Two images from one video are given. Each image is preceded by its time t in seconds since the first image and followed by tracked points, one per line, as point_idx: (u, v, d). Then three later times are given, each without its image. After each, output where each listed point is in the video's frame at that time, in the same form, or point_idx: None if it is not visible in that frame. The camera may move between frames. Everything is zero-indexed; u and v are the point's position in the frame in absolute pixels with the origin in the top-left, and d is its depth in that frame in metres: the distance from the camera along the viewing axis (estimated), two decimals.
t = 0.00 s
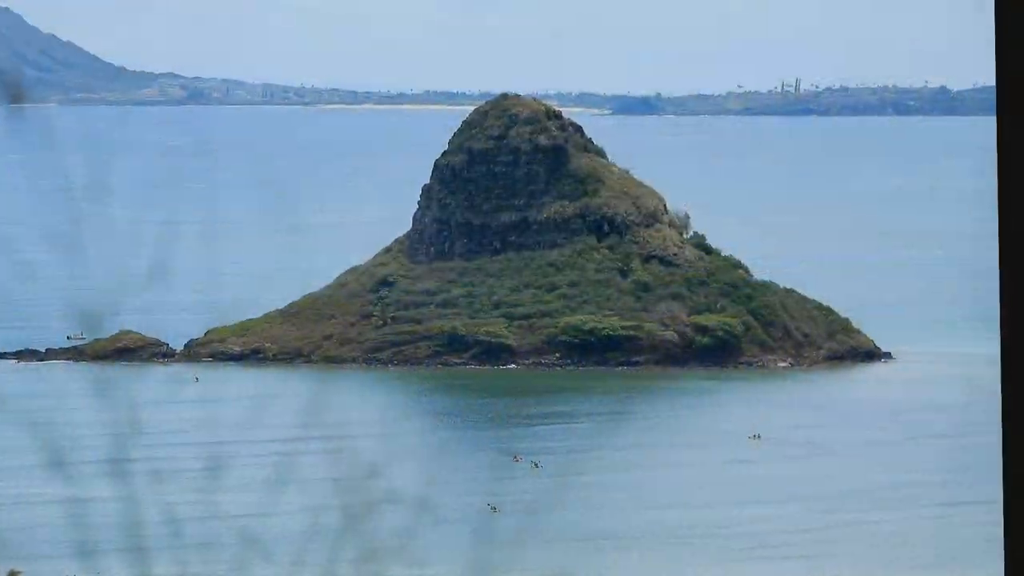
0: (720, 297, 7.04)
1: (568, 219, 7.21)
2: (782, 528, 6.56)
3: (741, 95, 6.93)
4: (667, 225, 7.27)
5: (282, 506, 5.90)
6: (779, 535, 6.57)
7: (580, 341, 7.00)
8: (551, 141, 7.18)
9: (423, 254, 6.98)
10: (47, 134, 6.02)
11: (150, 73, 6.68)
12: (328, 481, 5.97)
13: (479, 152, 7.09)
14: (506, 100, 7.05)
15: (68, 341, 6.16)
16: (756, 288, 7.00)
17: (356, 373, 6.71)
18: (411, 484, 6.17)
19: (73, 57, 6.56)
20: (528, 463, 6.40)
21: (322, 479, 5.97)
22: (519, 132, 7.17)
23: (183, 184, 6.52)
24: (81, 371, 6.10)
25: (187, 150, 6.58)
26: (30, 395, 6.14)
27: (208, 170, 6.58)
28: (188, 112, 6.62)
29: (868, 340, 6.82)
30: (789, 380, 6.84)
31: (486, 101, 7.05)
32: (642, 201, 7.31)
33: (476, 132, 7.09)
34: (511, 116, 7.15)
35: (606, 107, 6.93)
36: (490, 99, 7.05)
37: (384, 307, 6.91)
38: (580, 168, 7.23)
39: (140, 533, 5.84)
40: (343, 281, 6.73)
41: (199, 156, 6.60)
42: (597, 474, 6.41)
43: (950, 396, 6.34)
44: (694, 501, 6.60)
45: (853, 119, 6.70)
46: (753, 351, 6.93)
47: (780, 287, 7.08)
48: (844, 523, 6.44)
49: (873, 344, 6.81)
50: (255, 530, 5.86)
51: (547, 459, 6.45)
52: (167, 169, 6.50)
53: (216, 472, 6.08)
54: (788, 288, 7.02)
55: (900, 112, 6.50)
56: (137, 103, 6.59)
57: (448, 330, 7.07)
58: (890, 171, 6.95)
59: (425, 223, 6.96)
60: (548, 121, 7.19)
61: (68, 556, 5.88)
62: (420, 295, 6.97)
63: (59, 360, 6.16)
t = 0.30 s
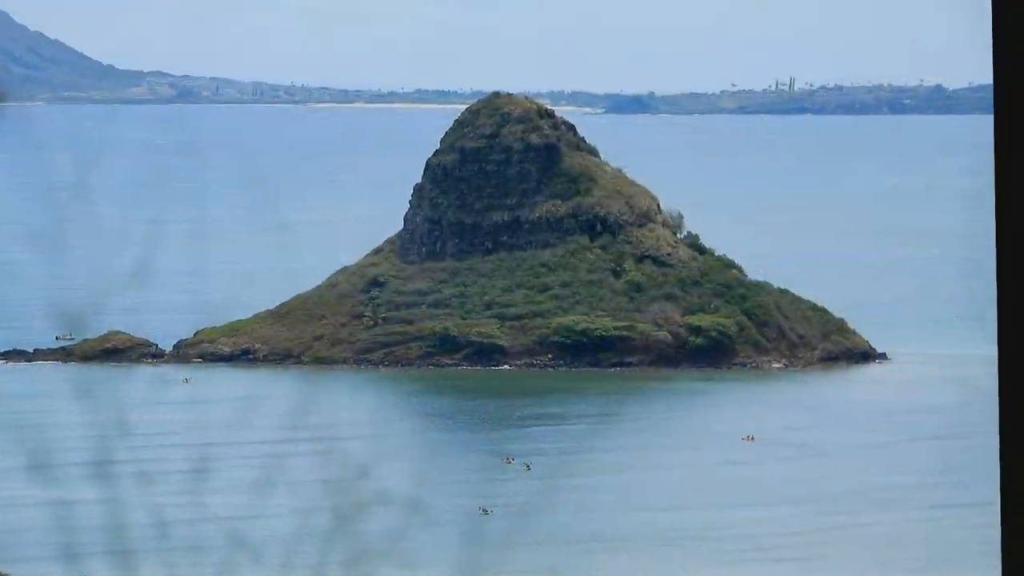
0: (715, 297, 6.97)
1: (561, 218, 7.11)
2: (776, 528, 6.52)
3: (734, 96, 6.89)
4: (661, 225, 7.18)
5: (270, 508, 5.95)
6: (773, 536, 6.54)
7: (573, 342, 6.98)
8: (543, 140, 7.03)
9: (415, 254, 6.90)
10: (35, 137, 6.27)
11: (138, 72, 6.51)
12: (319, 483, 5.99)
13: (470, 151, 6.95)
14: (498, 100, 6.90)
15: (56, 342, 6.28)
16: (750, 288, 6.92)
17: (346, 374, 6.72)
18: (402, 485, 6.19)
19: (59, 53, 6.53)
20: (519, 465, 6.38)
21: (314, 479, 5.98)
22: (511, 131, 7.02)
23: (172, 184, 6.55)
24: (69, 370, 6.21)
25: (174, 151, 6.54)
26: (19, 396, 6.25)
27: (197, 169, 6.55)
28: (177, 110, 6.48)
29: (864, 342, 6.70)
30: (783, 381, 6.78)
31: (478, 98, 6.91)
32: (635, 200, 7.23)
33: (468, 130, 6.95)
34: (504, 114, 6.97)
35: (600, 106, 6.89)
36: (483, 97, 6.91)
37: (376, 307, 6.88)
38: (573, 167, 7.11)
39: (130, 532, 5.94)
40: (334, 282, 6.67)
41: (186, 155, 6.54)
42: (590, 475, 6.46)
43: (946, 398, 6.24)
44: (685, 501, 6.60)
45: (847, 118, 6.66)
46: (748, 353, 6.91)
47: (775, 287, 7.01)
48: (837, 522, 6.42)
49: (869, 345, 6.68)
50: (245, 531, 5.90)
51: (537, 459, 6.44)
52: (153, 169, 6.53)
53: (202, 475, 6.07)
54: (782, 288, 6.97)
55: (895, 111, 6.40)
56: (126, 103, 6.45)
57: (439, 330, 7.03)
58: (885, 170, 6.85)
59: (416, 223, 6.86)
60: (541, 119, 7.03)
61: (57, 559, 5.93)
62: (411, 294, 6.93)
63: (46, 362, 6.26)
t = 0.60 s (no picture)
0: (708, 296, 7.43)
1: (551, 218, 7.50)
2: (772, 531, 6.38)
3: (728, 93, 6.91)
4: (652, 224, 7.74)
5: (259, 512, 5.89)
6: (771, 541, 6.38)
7: (565, 342, 7.32)
8: (535, 138, 7.54)
9: (404, 254, 7.28)
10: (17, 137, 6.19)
11: (125, 70, 6.56)
12: (306, 486, 5.93)
13: (459, 152, 7.31)
14: (487, 100, 7.39)
15: (40, 343, 6.18)
16: (740, 289, 7.29)
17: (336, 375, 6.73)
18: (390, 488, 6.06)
19: (47, 52, 6.66)
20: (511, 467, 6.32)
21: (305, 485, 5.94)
22: (502, 129, 7.45)
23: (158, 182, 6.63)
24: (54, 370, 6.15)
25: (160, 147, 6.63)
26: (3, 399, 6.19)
27: (183, 169, 6.67)
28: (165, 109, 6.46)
29: (857, 342, 6.77)
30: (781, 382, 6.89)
31: (467, 98, 7.38)
32: (627, 201, 7.86)
33: (458, 129, 7.38)
34: (494, 113, 7.42)
35: (592, 104, 6.93)
36: (473, 97, 7.38)
37: (364, 309, 7.10)
38: (563, 167, 7.59)
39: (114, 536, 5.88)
40: (324, 282, 6.99)
41: (172, 153, 6.61)
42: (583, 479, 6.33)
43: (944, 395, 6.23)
44: (681, 508, 6.42)
45: (840, 116, 6.58)
46: (740, 353, 7.18)
47: (763, 289, 7.36)
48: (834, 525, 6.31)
49: (863, 347, 6.75)
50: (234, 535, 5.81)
51: (528, 463, 6.38)
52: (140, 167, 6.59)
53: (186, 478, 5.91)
54: (774, 289, 7.32)
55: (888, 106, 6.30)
56: (114, 101, 6.43)
57: (429, 331, 7.23)
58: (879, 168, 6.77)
59: (406, 222, 7.21)
60: (531, 120, 7.57)
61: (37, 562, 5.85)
62: (402, 295, 7.20)
63: (30, 363, 6.13)
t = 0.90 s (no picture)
0: (700, 296, 7.13)
1: (544, 218, 7.23)
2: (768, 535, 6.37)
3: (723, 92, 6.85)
4: (646, 224, 7.30)
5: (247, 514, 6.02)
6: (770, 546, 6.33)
7: (557, 343, 7.05)
8: (527, 137, 7.21)
9: (396, 254, 7.05)
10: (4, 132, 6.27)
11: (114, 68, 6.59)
12: (297, 488, 6.02)
13: (451, 150, 7.11)
14: (478, 98, 7.07)
15: (28, 344, 6.13)
16: (736, 288, 7.02)
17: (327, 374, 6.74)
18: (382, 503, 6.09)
19: (36, 49, 6.59)
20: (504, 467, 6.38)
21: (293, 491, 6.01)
22: (493, 128, 7.18)
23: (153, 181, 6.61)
24: (43, 370, 6.09)
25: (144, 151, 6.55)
26: None
27: (178, 169, 6.57)
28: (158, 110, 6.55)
29: (852, 343, 6.66)
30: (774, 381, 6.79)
31: (459, 98, 7.07)
32: (620, 199, 7.38)
33: (450, 127, 7.10)
34: (486, 111, 7.14)
35: (585, 101, 6.82)
36: (465, 95, 7.05)
37: (355, 309, 7.02)
38: (556, 166, 7.24)
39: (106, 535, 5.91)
40: (314, 281, 6.82)
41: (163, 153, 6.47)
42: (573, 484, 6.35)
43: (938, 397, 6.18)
44: (676, 509, 6.42)
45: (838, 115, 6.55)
46: (734, 354, 6.98)
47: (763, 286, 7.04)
48: (830, 530, 6.26)
49: (858, 347, 6.63)
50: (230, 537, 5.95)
51: (521, 464, 6.39)
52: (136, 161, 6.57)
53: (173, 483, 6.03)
54: (769, 288, 6.97)
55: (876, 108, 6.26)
56: (100, 99, 6.52)
57: (420, 331, 7.10)
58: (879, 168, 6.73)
59: (396, 223, 7.00)
60: (523, 117, 7.22)
61: (26, 564, 5.81)
62: (393, 295, 7.04)
63: (18, 364, 6.09)
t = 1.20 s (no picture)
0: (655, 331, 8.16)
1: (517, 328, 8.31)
2: (771, 524, 6.05)
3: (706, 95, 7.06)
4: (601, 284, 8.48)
5: (241, 517, 5.40)
6: (769, 524, 6.04)
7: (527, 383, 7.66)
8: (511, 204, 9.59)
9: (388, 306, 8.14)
10: None
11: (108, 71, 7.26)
12: (292, 488, 5.57)
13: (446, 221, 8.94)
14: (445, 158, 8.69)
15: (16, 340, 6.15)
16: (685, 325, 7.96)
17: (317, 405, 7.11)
18: (385, 487, 5.86)
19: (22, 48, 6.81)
20: (493, 471, 6.39)
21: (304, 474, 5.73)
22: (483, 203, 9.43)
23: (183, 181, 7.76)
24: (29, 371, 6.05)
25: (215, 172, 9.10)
26: None
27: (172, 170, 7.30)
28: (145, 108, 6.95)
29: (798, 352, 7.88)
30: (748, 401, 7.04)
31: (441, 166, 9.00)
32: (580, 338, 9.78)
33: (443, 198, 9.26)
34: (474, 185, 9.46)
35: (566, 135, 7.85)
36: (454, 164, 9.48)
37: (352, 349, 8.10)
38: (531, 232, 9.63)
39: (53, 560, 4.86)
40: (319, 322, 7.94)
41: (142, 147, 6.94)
42: (562, 487, 6.35)
43: (928, 396, 6.21)
44: (672, 508, 6.26)
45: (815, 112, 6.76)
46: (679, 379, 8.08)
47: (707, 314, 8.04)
48: (827, 512, 6.09)
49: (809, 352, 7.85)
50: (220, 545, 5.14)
51: (510, 472, 6.46)
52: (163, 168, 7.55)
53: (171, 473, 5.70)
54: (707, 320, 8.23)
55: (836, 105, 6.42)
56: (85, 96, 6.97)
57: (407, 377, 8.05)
58: (862, 168, 6.82)
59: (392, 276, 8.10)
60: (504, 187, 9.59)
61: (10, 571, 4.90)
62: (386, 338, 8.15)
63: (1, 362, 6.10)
